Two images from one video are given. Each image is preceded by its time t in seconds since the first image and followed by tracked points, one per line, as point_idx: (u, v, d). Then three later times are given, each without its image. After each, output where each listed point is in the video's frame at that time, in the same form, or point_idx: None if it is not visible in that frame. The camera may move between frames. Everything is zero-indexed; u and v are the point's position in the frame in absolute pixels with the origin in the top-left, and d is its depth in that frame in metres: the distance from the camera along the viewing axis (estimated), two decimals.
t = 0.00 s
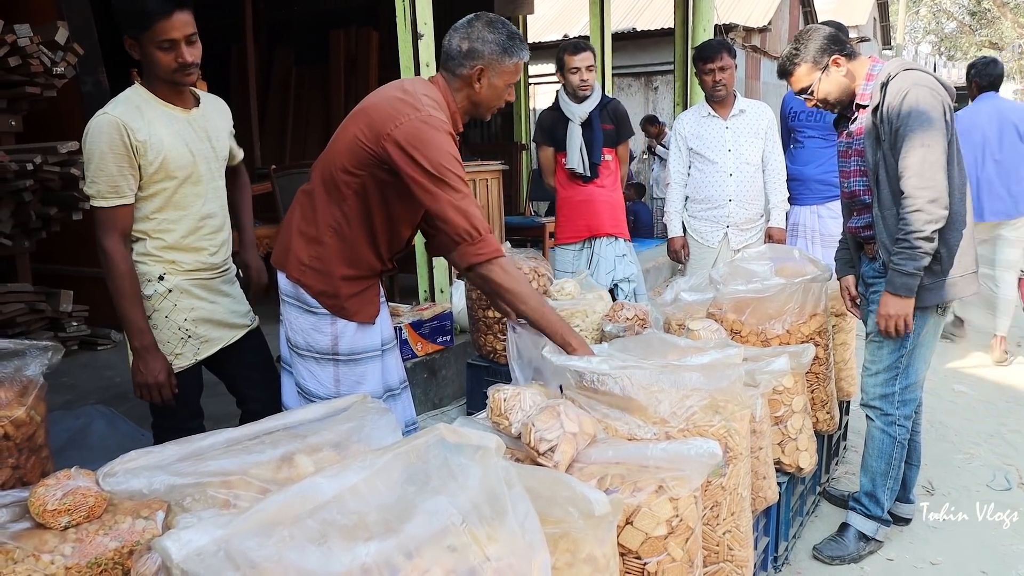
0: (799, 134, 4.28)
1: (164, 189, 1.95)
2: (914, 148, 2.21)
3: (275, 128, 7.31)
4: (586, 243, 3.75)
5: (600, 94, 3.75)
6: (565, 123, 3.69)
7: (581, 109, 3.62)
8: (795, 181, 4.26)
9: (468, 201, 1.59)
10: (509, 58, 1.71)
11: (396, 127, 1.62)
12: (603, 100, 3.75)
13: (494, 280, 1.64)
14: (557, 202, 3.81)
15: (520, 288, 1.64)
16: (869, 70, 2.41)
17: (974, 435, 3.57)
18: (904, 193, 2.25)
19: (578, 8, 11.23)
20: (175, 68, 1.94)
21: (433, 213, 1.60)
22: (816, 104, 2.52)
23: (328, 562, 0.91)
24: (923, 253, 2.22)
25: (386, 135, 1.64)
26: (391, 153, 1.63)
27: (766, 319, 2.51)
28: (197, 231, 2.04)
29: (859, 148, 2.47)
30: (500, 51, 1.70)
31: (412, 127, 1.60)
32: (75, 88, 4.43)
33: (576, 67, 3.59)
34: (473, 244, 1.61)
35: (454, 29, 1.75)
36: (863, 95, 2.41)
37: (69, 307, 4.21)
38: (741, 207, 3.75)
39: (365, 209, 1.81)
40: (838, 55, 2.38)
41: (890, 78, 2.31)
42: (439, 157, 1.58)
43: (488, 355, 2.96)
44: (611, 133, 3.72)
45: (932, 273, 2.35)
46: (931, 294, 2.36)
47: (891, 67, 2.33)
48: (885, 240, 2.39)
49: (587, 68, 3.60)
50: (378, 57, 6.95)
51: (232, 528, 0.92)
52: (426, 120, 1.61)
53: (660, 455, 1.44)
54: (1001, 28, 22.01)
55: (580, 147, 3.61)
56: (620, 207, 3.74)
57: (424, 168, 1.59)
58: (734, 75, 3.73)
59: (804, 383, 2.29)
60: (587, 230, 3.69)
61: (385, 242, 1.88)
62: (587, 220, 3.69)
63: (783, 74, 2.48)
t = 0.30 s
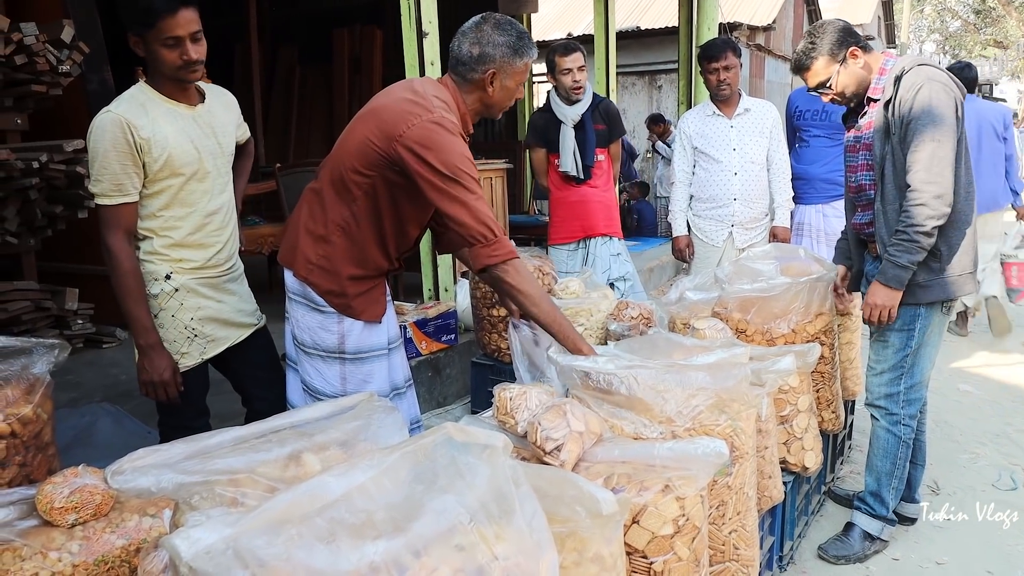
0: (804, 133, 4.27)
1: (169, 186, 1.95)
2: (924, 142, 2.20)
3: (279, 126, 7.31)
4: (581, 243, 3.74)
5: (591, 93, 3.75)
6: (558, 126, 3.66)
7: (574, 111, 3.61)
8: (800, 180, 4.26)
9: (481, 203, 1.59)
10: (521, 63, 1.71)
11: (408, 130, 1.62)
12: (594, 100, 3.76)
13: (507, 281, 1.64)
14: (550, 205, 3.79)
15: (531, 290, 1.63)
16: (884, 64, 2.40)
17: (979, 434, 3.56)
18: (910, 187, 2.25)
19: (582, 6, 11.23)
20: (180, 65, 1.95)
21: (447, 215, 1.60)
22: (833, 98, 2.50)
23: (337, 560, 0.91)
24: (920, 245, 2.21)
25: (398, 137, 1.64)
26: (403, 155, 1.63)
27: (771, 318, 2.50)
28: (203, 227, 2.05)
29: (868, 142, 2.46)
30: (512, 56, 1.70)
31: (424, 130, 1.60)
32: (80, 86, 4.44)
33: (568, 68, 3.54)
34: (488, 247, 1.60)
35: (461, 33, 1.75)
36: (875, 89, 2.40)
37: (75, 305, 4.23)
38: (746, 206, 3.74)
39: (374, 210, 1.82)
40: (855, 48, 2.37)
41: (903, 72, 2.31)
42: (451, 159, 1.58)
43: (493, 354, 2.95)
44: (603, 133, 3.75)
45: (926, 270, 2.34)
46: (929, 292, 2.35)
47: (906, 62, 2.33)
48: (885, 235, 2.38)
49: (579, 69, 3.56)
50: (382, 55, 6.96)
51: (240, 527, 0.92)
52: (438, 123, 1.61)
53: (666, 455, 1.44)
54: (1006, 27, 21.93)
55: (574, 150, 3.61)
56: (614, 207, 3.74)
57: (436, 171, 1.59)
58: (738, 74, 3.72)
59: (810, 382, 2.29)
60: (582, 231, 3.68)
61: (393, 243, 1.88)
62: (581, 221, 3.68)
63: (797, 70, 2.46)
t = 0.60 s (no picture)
0: (808, 134, 4.27)
1: (174, 187, 1.97)
2: (933, 143, 2.20)
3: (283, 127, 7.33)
4: (576, 245, 3.75)
5: (586, 94, 3.73)
6: (551, 128, 3.69)
7: (566, 113, 3.61)
8: (804, 181, 4.26)
9: (483, 204, 1.60)
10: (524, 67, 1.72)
11: (411, 131, 1.63)
12: (588, 101, 3.74)
13: (509, 282, 1.64)
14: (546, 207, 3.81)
15: (532, 291, 1.64)
16: (887, 66, 2.42)
17: (982, 435, 3.56)
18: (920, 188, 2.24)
19: (585, 6, 11.24)
20: (190, 65, 1.97)
21: (450, 216, 1.61)
22: (835, 100, 2.50)
23: (343, 560, 0.92)
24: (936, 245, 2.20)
25: (401, 139, 1.65)
26: (406, 157, 1.65)
27: (774, 319, 2.51)
28: (208, 229, 2.06)
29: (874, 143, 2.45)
30: (515, 60, 1.71)
31: (427, 131, 1.61)
32: (85, 88, 4.46)
33: (561, 71, 3.56)
34: (490, 248, 1.62)
35: (465, 37, 1.76)
36: (880, 90, 2.40)
37: (80, 306, 4.25)
38: (749, 207, 3.74)
39: (378, 211, 1.83)
40: (859, 49, 2.38)
41: (909, 73, 2.31)
42: (454, 161, 1.59)
43: (496, 355, 2.97)
44: (598, 134, 3.70)
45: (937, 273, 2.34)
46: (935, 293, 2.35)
47: (911, 63, 2.34)
48: (895, 237, 2.37)
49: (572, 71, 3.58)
50: (385, 57, 6.98)
51: (247, 527, 0.93)
52: (441, 125, 1.62)
53: (669, 455, 1.45)
54: (1010, 27, 21.88)
55: (566, 151, 3.62)
56: (610, 208, 3.73)
57: (439, 172, 1.60)
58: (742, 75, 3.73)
59: (812, 383, 2.30)
60: (576, 232, 3.70)
61: (396, 243, 1.89)
62: (575, 223, 3.70)
63: (802, 70, 2.45)
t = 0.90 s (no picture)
0: (811, 136, 4.27)
1: (176, 190, 1.98)
2: (941, 146, 2.20)
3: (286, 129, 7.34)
4: (575, 247, 3.75)
5: (581, 96, 3.74)
6: (546, 131, 3.69)
7: (561, 115, 3.62)
8: (806, 183, 4.26)
9: (479, 208, 1.61)
10: (522, 73, 1.73)
11: (409, 135, 1.64)
12: (583, 102, 3.74)
13: (506, 285, 1.64)
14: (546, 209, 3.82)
15: (530, 295, 1.64)
16: (885, 72, 2.42)
17: (985, 438, 3.55)
18: (931, 191, 2.24)
19: (588, 8, 11.25)
20: (198, 66, 1.99)
21: (446, 219, 1.62)
22: (830, 108, 2.49)
23: (343, 561, 0.93)
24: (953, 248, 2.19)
25: (398, 142, 1.66)
26: (403, 160, 1.65)
27: (775, 321, 2.52)
28: (210, 232, 2.07)
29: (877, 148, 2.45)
30: (514, 65, 1.72)
31: (424, 134, 1.62)
32: (90, 90, 4.48)
33: (554, 74, 3.54)
34: (487, 252, 1.62)
35: (474, 39, 1.78)
36: (880, 95, 2.40)
37: (84, 308, 4.26)
38: (751, 209, 3.74)
39: (375, 214, 1.83)
40: (854, 58, 2.38)
41: (910, 78, 2.32)
42: (451, 164, 1.60)
43: (498, 356, 2.97)
44: (593, 135, 3.73)
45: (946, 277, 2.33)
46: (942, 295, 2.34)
47: (909, 68, 2.35)
48: (903, 241, 2.36)
49: (565, 73, 3.56)
50: (389, 59, 7.00)
51: (248, 527, 0.94)
52: (438, 129, 1.62)
53: (669, 457, 1.46)
54: (1014, 30, 21.83)
55: (562, 153, 3.64)
56: (608, 208, 3.72)
57: (436, 175, 1.61)
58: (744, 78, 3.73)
59: (814, 385, 2.30)
60: (575, 234, 3.70)
61: (394, 246, 1.89)
62: (574, 225, 3.70)
63: (797, 78, 2.45)
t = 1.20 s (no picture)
0: (814, 139, 4.27)
1: (179, 193, 1.98)
2: (943, 150, 2.20)
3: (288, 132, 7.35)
4: (579, 247, 3.74)
5: (578, 98, 3.77)
6: (545, 134, 3.69)
7: (559, 118, 3.63)
8: (809, 185, 4.25)
9: (471, 213, 1.60)
10: (521, 77, 1.73)
11: (405, 138, 1.64)
12: (581, 104, 3.79)
13: (497, 289, 1.63)
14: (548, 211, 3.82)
15: (523, 298, 1.63)
16: (885, 76, 2.41)
17: (988, 440, 3.54)
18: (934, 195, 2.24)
19: (590, 11, 11.27)
20: (189, 68, 1.99)
21: (438, 223, 1.61)
22: (829, 114, 2.50)
23: (343, 562, 0.93)
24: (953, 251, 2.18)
25: (395, 144, 1.66)
26: (398, 162, 1.65)
27: (778, 324, 2.51)
28: (212, 233, 2.07)
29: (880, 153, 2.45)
30: (512, 70, 1.72)
31: (420, 137, 1.62)
32: (93, 93, 4.49)
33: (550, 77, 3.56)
34: (476, 256, 1.60)
35: (477, 45, 1.79)
36: (881, 100, 2.39)
37: (87, 310, 4.27)
38: (753, 211, 3.74)
39: (372, 216, 1.83)
40: (852, 66, 2.38)
41: (910, 81, 2.31)
42: (445, 167, 1.59)
43: (500, 358, 2.97)
44: (592, 135, 3.75)
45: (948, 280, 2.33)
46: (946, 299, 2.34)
47: (910, 71, 2.34)
48: (906, 244, 2.36)
49: (562, 76, 3.58)
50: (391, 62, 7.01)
51: (248, 528, 0.94)
52: (435, 133, 1.62)
53: (670, 459, 1.45)
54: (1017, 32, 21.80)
55: (561, 156, 3.64)
56: (610, 208, 3.73)
57: (430, 178, 1.60)
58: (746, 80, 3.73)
59: (816, 387, 2.29)
60: (578, 234, 3.69)
61: (392, 248, 1.89)
62: (577, 226, 3.69)
63: (796, 85, 2.45)
